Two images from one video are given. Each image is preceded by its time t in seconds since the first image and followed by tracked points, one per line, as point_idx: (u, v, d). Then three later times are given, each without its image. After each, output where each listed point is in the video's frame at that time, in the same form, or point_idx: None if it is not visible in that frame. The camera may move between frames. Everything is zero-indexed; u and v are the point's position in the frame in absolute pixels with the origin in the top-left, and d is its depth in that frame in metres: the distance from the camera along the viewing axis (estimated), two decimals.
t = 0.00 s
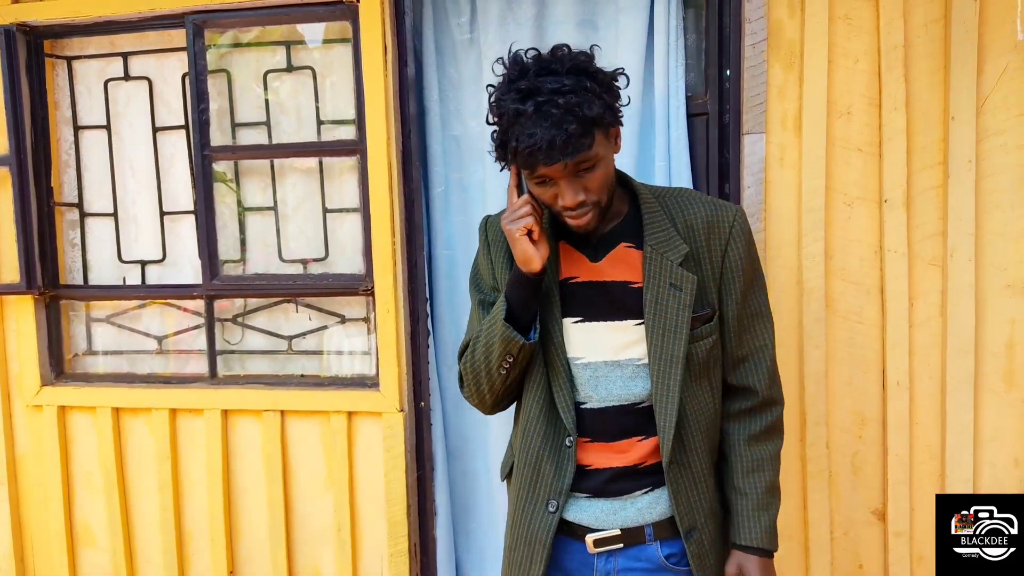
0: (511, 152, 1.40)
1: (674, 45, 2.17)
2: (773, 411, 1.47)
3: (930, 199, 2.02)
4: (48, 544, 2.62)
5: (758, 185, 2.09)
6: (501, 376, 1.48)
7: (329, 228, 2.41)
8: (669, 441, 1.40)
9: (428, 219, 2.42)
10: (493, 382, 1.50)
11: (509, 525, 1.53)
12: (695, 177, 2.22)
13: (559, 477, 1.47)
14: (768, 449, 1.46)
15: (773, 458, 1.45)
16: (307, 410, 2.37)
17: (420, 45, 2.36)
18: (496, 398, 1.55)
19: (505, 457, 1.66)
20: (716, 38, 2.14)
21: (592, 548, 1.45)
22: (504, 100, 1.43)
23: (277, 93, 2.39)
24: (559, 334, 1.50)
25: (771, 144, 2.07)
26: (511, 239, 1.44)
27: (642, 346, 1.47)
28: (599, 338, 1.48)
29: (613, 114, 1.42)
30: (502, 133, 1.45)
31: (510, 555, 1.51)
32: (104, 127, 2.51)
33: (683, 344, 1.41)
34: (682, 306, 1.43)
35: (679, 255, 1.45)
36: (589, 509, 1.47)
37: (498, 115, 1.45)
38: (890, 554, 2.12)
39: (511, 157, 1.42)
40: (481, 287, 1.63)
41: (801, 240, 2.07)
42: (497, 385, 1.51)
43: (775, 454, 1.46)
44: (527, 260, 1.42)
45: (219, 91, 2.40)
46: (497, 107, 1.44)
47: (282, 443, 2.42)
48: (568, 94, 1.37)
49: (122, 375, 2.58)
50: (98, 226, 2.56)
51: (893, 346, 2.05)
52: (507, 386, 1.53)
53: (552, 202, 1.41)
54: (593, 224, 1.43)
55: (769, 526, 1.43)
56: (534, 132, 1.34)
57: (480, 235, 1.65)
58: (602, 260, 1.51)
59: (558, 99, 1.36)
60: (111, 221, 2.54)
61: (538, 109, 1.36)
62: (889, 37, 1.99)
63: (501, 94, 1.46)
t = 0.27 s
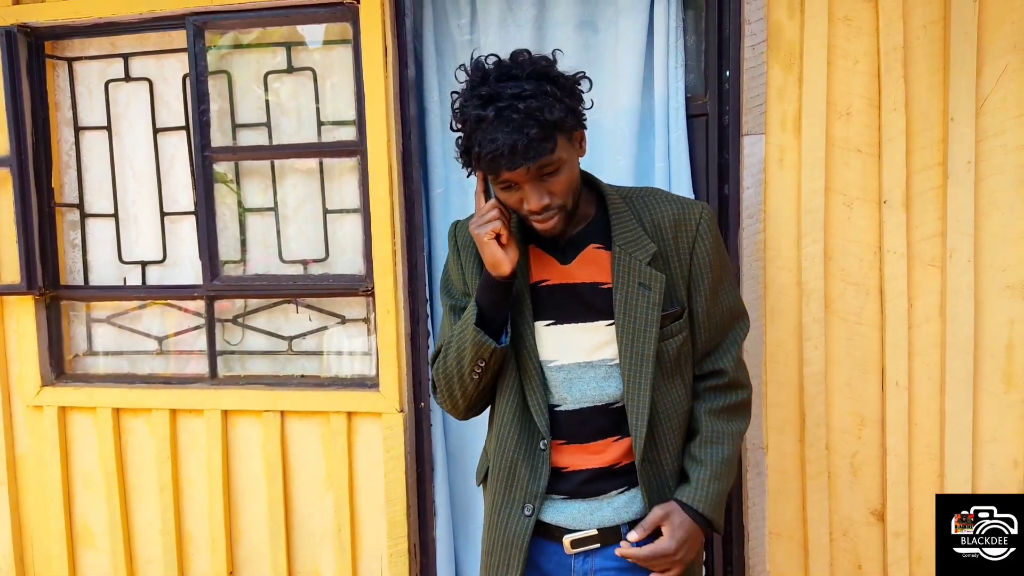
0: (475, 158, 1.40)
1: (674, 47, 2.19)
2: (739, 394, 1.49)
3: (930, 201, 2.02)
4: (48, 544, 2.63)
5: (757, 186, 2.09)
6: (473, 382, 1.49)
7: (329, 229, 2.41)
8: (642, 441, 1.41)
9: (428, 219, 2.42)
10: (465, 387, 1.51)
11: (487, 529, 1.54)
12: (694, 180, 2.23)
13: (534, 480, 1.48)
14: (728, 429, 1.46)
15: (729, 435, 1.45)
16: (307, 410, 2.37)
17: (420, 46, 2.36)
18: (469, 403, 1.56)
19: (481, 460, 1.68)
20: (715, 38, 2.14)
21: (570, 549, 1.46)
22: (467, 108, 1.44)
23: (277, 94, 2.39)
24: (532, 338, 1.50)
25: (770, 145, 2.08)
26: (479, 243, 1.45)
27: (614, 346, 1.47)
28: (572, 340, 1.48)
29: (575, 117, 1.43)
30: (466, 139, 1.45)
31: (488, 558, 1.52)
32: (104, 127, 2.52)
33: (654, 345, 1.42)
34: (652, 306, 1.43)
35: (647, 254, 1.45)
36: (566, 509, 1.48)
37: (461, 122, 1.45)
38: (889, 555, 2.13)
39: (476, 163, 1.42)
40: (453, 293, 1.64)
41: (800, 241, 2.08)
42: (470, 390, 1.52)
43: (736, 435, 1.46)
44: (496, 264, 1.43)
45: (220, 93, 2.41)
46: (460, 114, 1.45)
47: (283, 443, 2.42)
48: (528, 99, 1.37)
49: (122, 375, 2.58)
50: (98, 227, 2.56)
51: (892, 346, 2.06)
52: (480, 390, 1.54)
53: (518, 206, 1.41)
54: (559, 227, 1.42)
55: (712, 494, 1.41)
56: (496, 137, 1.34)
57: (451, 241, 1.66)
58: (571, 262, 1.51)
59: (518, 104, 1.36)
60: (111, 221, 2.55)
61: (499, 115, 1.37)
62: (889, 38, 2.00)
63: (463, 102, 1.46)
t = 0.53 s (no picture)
0: (436, 161, 1.40)
1: (668, 46, 2.18)
2: (696, 378, 1.48)
3: (919, 203, 2.03)
4: (34, 538, 2.61)
5: (749, 186, 2.09)
6: (441, 384, 1.50)
7: (321, 223, 2.41)
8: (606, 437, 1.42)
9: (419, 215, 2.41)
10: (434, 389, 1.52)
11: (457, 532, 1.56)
12: (686, 183, 2.25)
13: (503, 482, 1.49)
14: (681, 410, 1.45)
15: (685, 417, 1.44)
16: (296, 405, 2.37)
17: (414, 42, 2.35)
18: (439, 406, 1.57)
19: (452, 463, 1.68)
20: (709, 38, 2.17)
21: (543, 548, 1.46)
22: (426, 112, 1.43)
23: (270, 88, 2.38)
24: (500, 339, 1.51)
25: (762, 145, 2.08)
26: (444, 245, 1.45)
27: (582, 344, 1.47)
28: (541, 340, 1.48)
29: (534, 120, 1.43)
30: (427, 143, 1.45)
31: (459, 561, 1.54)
32: (95, 119, 2.50)
33: (617, 342, 1.43)
34: (616, 303, 1.44)
35: (611, 251, 1.46)
36: (539, 509, 1.48)
37: (421, 126, 1.44)
38: (876, 554, 2.14)
39: (436, 166, 1.41)
40: (421, 297, 1.64)
41: (791, 241, 2.08)
42: (439, 393, 1.53)
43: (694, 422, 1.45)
44: (461, 265, 1.44)
45: (212, 85, 2.40)
46: (420, 118, 1.44)
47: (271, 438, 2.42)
48: (486, 101, 1.37)
49: (110, 368, 2.57)
50: (88, 219, 2.54)
51: (880, 347, 2.07)
52: (448, 393, 1.55)
53: (480, 208, 1.41)
54: (522, 227, 1.43)
55: (659, 468, 1.39)
56: (455, 140, 1.34)
57: (419, 245, 1.66)
58: (539, 262, 1.51)
59: (477, 106, 1.36)
60: (101, 214, 2.53)
61: (458, 118, 1.37)
62: (881, 40, 2.00)
63: (423, 106, 1.45)
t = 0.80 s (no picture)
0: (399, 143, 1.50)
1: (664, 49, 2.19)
2: (693, 379, 1.49)
3: (916, 204, 2.04)
4: (33, 543, 2.61)
5: (746, 188, 2.10)
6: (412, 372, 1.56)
7: (319, 227, 2.41)
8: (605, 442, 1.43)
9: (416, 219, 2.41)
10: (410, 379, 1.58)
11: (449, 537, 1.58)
12: (684, 182, 2.25)
13: (489, 487, 1.50)
14: (676, 410, 1.46)
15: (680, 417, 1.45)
16: (295, 408, 2.37)
17: (411, 46, 2.36)
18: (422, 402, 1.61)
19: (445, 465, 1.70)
20: (705, 41, 2.18)
21: (538, 561, 1.47)
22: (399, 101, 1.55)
23: (267, 92, 2.39)
24: (489, 342, 1.51)
25: (758, 147, 2.09)
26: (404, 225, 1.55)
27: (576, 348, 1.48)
28: (535, 344, 1.48)
29: (494, 116, 1.44)
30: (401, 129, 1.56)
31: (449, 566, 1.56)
32: (92, 124, 2.50)
33: (615, 345, 1.43)
34: (612, 306, 1.44)
35: (607, 254, 1.46)
36: (535, 521, 1.48)
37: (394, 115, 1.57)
38: (875, 555, 2.14)
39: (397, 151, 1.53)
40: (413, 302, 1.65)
41: (788, 243, 2.09)
42: (414, 384, 1.58)
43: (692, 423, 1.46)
44: (415, 245, 1.51)
45: (209, 90, 2.40)
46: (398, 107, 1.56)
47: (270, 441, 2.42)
48: (439, 91, 1.43)
49: (109, 373, 2.57)
50: (86, 224, 2.55)
51: (878, 348, 2.07)
52: (426, 385, 1.59)
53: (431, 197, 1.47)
54: (471, 224, 1.44)
55: (658, 470, 1.39)
56: (404, 124, 1.44)
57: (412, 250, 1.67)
58: (531, 264, 1.51)
59: (427, 93, 1.43)
60: (99, 219, 2.53)
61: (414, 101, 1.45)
62: (876, 42, 2.01)
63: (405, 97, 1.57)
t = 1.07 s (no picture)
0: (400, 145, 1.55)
1: (666, 54, 2.20)
2: (710, 392, 1.48)
3: (917, 210, 2.04)
4: (34, 546, 2.61)
5: (747, 194, 2.10)
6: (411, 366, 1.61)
7: (321, 231, 2.41)
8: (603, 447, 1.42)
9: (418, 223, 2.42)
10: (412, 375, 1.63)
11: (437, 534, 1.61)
12: (685, 188, 2.26)
13: (474, 490, 1.52)
14: (693, 426, 1.45)
15: (698, 433, 1.44)
16: (296, 412, 2.37)
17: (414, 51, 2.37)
18: (423, 398, 1.66)
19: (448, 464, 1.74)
20: (707, 46, 2.19)
21: (531, 572, 1.47)
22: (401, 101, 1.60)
23: (270, 96, 2.39)
24: (486, 344, 1.52)
25: (760, 153, 2.09)
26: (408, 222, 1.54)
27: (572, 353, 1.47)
28: (531, 349, 1.48)
29: (482, 112, 1.45)
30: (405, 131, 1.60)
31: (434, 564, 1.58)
32: (95, 128, 2.51)
33: (614, 350, 1.42)
34: (611, 309, 1.43)
35: (608, 257, 1.46)
36: (528, 531, 1.48)
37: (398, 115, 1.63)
38: (876, 561, 2.14)
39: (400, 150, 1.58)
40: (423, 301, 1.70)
41: (789, 249, 2.09)
42: (413, 378, 1.62)
43: (701, 433, 1.44)
44: (418, 242, 1.52)
45: (212, 94, 2.41)
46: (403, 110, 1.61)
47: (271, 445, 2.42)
48: (429, 90, 1.46)
49: (110, 376, 2.57)
50: (88, 227, 2.55)
51: (879, 354, 2.07)
52: (425, 381, 1.64)
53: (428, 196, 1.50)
54: (465, 222, 1.47)
55: (671, 488, 1.39)
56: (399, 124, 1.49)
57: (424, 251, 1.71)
58: (531, 265, 1.52)
59: (418, 92, 1.47)
60: (101, 222, 2.54)
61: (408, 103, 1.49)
62: (878, 49, 2.02)
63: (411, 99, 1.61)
